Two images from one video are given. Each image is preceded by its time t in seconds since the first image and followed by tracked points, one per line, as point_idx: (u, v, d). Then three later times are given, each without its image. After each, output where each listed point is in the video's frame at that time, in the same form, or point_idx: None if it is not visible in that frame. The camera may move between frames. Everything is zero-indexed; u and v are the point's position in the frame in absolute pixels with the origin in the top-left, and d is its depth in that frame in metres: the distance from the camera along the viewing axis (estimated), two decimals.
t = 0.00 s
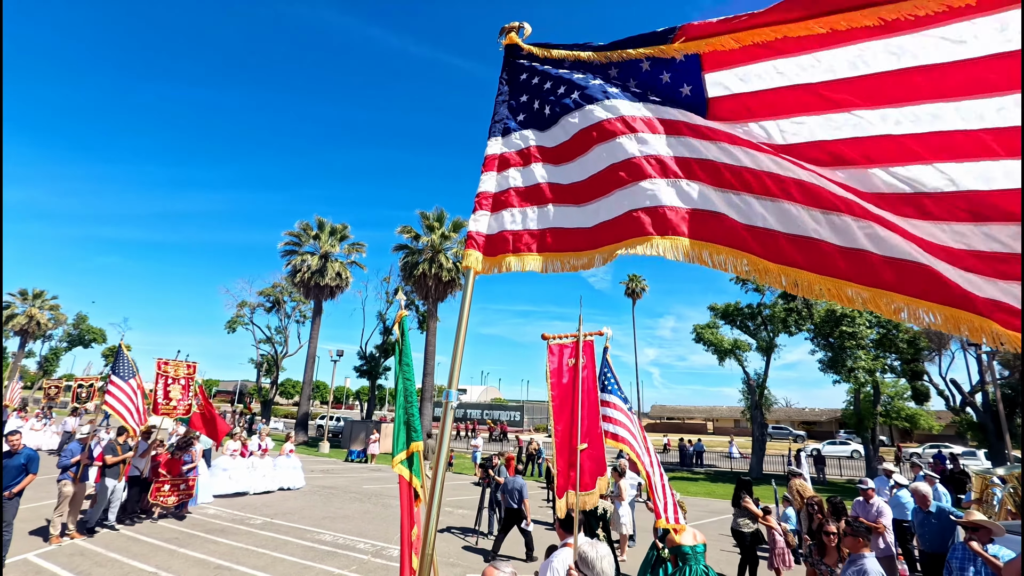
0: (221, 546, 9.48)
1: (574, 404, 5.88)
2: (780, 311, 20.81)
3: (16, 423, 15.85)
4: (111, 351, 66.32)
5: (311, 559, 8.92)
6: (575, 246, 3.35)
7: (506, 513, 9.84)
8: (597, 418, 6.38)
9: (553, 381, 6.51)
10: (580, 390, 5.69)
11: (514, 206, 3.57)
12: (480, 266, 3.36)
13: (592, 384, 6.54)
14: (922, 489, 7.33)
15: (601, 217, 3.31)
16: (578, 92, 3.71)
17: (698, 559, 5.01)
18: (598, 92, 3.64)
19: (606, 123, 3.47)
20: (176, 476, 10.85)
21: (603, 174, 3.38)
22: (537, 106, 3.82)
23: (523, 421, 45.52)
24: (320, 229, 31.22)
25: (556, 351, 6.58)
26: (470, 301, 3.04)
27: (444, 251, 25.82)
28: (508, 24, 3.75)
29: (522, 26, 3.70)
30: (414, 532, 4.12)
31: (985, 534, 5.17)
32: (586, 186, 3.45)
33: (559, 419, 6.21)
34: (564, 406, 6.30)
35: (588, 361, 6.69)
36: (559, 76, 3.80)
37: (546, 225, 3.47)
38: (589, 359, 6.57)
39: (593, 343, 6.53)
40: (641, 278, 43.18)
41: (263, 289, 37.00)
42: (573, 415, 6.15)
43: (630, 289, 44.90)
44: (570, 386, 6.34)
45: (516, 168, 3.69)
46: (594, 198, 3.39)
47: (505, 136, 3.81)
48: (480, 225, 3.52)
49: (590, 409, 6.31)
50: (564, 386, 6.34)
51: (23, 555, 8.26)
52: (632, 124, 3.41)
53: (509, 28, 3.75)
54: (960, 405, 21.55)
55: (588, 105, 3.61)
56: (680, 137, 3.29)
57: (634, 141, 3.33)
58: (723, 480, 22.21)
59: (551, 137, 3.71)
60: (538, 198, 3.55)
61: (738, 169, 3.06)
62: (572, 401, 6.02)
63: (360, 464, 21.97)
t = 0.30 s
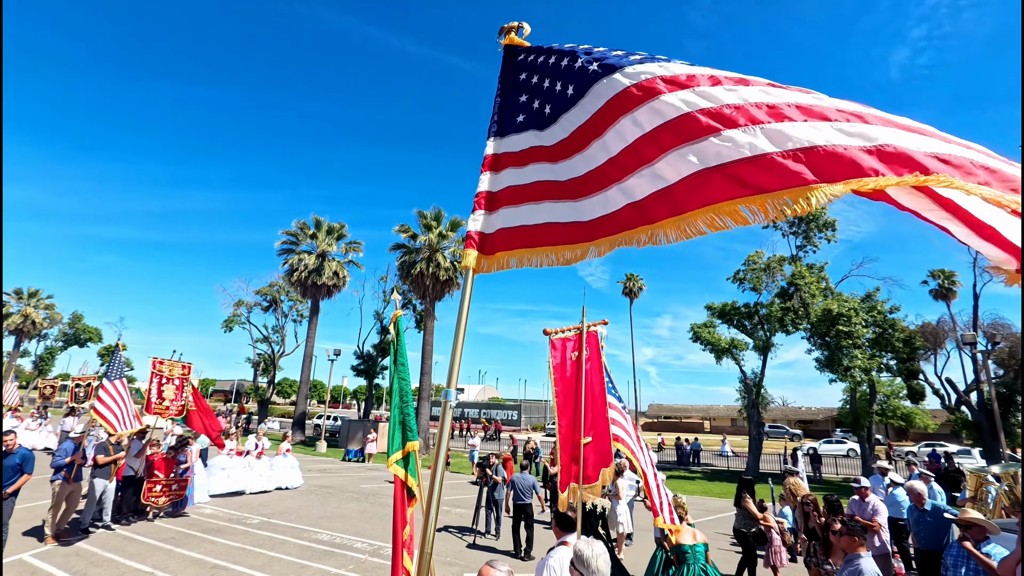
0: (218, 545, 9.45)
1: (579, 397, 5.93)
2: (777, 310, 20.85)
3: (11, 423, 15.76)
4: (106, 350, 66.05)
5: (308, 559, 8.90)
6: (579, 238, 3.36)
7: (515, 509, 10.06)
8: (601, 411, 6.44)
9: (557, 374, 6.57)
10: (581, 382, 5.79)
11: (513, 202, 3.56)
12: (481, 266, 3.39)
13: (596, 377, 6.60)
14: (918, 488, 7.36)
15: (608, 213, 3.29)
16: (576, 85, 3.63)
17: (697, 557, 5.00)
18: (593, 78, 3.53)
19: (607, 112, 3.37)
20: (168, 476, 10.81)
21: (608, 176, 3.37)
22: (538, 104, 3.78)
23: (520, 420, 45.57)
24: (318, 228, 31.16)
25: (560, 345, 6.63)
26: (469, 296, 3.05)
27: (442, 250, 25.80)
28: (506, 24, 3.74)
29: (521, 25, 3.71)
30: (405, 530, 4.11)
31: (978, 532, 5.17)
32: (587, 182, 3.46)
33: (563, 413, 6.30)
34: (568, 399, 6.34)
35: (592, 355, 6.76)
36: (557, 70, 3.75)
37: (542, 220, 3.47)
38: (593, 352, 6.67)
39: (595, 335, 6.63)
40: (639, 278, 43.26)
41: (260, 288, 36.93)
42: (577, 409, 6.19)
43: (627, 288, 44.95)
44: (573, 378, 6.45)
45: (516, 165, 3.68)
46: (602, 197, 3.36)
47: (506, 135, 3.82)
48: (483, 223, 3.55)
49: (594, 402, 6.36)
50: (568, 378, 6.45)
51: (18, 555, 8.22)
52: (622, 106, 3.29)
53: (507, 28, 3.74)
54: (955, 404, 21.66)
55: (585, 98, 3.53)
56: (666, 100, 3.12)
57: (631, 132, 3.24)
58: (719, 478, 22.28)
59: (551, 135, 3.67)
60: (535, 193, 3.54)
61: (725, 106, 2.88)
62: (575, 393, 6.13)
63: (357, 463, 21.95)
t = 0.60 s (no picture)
0: (215, 545, 9.43)
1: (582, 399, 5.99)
2: (773, 310, 20.92)
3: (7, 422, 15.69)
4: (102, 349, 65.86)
5: (306, 558, 8.88)
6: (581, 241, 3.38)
7: (515, 507, 10.02)
8: (604, 415, 6.48)
9: (561, 375, 6.62)
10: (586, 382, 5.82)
11: (512, 203, 3.55)
12: (482, 266, 3.39)
13: (598, 380, 6.65)
14: (912, 486, 7.39)
15: (608, 219, 3.32)
16: (583, 95, 3.60)
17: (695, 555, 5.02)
18: (600, 89, 3.48)
19: (619, 125, 3.37)
20: (163, 475, 10.72)
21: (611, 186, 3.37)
22: (540, 107, 3.72)
23: (518, 419, 45.61)
24: (315, 227, 31.10)
25: (564, 346, 6.68)
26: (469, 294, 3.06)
27: (439, 249, 25.76)
28: (507, 22, 3.75)
29: (522, 24, 3.71)
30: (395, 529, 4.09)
31: (971, 531, 5.19)
32: (587, 189, 3.46)
33: (566, 413, 6.30)
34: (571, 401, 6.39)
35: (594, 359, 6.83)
36: (563, 74, 3.70)
37: (541, 221, 3.47)
38: (595, 355, 6.75)
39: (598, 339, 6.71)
40: (636, 277, 43.33)
41: (257, 287, 36.88)
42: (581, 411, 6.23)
43: (624, 288, 45.00)
44: (577, 379, 6.48)
45: (516, 166, 3.66)
46: (604, 205, 3.37)
47: (505, 134, 3.77)
48: (482, 223, 3.54)
49: (597, 408, 6.41)
50: (572, 378, 6.48)
51: (13, 555, 8.18)
52: (633, 121, 3.31)
53: (506, 26, 3.75)
54: (950, 403, 21.74)
55: (592, 109, 3.51)
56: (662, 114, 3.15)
57: (638, 144, 3.28)
58: (716, 477, 22.38)
59: (552, 139, 3.64)
60: (534, 194, 3.53)
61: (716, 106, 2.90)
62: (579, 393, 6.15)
63: (354, 463, 21.93)
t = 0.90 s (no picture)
0: (211, 545, 9.41)
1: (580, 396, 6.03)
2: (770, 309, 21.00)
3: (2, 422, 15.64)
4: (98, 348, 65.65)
5: (302, 558, 8.88)
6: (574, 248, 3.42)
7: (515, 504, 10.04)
8: (603, 415, 6.51)
9: (561, 376, 6.61)
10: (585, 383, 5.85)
11: (507, 203, 3.56)
12: (474, 266, 3.38)
13: (598, 381, 6.67)
14: (907, 484, 7.44)
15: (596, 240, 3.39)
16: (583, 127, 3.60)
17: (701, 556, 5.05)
18: (602, 134, 3.50)
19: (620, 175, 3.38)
20: (160, 476, 10.78)
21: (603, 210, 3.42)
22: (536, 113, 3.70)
23: (515, 418, 45.64)
24: (311, 226, 31.06)
25: (563, 346, 6.70)
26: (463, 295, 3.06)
27: (436, 249, 25.75)
28: (501, 22, 3.71)
29: (517, 23, 3.71)
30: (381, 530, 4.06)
31: (961, 528, 5.24)
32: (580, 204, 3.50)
33: (566, 413, 6.32)
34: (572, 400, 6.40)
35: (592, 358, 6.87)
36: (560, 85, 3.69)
37: (534, 224, 3.47)
38: (594, 355, 6.80)
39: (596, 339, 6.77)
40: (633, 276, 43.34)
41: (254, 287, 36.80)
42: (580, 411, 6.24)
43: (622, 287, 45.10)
44: (577, 380, 6.48)
45: (511, 166, 3.65)
46: (594, 220, 3.43)
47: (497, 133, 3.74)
48: (473, 223, 3.53)
49: (597, 407, 6.42)
50: (572, 379, 6.49)
51: (8, 556, 8.16)
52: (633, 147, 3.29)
53: (502, 26, 3.71)
54: (945, 402, 21.83)
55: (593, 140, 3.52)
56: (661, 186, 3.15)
57: (628, 175, 3.30)
58: (712, 476, 22.40)
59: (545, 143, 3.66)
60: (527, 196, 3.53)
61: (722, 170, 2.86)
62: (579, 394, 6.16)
63: (351, 463, 21.90)
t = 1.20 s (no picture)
0: (207, 546, 9.38)
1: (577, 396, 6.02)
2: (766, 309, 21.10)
3: None
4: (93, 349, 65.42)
5: (299, 558, 8.87)
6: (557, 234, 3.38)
7: (517, 502, 10.08)
8: (601, 416, 6.51)
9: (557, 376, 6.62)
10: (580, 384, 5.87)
11: (497, 198, 3.56)
12: (468, 264, 3.38)
13: (594, 381, 6.69)
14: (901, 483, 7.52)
15: (582, 216, 3.40)
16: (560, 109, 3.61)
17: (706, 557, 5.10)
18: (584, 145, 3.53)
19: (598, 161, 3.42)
20: (155, 476, 10.71)
21: (588, 183, 3.47)
22: (525, 100, 3.70)
23: (512, 418, 45.67)
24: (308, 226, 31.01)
25: (560, 347, 6.67)
26: (455, 298, 3.05)
27: (433, 249, 25.74)
28: (496, 19, 3.49)
29: (510, 19, 3.46)
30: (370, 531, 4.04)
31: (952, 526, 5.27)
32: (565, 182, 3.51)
33: (562, 413, 6.33)
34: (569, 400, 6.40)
35: (588, 358, 6.88)
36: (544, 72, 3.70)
37: (524, 215, 3.47)
38: (590, 355, 6.82)
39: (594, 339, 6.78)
40: (631, 276, 43.39)
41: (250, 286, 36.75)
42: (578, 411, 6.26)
43: (618, 287, 45.20)
44: (575, 380, 6.49)
45: (502, 160, 3.65)
46: (578, 197, 3.46)
47: (489, 129, 3.74)
48: (467, 222, 3.53)
49: (594, 409, 6.43)
50: (569, 379, 6.48)
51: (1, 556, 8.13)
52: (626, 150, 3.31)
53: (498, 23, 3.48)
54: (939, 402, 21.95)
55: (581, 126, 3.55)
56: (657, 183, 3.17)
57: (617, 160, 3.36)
58: (709, 475, 22.45)
59: (534, 126, 3.65)
60: (518, 188, 3.54)
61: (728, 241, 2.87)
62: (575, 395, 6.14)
63: (348, 463, 21.88)
